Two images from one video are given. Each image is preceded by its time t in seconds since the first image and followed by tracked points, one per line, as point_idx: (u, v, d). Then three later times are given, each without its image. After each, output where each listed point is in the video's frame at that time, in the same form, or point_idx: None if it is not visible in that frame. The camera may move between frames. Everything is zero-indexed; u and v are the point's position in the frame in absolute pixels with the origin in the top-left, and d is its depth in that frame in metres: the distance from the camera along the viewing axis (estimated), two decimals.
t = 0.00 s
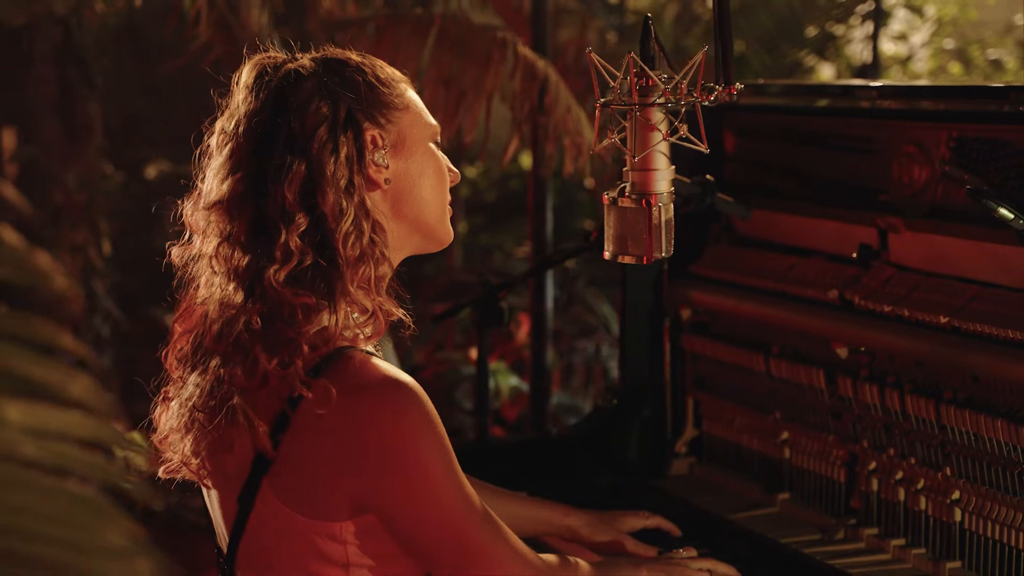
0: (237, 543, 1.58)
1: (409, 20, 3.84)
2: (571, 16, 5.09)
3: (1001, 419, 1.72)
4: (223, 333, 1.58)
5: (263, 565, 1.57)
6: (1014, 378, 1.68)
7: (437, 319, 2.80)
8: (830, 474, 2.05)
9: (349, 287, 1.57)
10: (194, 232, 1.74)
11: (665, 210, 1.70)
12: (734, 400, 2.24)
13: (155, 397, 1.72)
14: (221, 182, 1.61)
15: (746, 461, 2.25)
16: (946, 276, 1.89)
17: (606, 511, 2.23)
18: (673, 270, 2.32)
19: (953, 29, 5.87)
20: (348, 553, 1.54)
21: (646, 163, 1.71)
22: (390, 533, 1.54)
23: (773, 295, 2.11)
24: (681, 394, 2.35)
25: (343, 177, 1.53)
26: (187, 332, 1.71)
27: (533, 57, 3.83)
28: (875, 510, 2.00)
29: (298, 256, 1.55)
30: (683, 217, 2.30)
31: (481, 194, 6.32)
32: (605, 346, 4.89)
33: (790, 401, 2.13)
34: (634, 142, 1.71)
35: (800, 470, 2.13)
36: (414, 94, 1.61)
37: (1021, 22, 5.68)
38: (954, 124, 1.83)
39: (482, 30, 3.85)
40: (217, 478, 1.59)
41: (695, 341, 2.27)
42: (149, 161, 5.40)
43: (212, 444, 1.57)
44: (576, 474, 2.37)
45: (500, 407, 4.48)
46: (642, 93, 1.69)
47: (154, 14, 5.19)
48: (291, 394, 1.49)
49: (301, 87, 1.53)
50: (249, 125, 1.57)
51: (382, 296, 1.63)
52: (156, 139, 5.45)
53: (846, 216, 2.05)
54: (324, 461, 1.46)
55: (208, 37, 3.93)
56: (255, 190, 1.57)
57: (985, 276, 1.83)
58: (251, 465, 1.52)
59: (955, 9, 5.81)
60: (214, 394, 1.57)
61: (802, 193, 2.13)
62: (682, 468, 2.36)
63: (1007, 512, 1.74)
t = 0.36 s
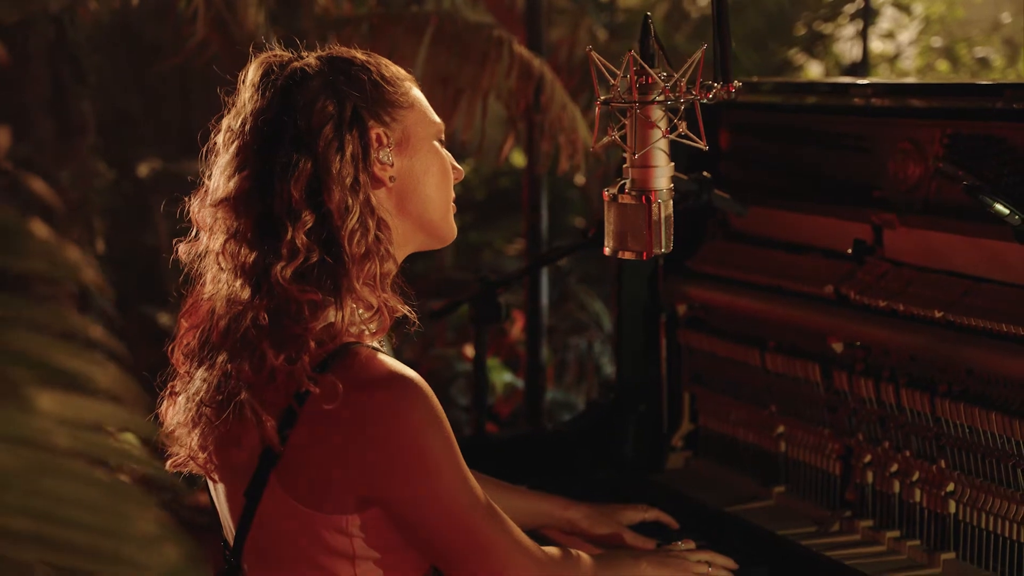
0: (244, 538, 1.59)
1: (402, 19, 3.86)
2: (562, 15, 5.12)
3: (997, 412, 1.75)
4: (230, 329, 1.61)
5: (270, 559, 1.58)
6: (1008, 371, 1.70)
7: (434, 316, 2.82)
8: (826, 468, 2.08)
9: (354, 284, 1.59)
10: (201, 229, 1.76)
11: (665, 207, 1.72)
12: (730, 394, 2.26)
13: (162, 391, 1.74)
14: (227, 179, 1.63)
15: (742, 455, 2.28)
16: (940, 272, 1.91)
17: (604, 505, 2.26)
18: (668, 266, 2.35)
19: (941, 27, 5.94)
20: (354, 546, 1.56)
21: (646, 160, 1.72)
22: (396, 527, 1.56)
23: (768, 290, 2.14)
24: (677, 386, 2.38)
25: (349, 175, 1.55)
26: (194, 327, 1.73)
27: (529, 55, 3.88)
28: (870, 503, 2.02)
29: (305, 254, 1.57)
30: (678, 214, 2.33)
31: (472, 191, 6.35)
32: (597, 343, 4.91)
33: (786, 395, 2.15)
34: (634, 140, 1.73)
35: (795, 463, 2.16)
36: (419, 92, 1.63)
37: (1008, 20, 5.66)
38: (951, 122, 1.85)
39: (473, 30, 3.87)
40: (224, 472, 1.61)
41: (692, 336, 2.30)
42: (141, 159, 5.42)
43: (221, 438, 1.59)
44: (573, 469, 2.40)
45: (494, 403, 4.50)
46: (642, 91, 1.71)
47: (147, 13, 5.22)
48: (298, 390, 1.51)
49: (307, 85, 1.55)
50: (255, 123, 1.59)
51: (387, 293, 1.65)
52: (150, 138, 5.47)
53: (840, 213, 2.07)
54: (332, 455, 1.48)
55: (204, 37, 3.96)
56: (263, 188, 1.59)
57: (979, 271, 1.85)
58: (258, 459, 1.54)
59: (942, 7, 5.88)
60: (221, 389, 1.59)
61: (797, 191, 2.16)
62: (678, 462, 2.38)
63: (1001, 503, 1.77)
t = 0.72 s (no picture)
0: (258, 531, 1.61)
1: (396, 18, 3.88)
2: (555, 15, 5.14)
3: (998, 406, 1.78)
4: (245, 323, 1.64)
5: (284, 552, 1.60)
6: (1010, 365, 1.73)
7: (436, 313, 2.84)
8: (827, 461, 2.11)
9: (368, 279, 1.62)
10: (215, 223, 1.79)
11: (671, 204, 1.75)
12: (730, 389, 2.29)
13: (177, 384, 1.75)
14: (243, 174, 1.66)
15: (743, 450, 2.30)
16: (940, 267, 1.94)
17: (606, 499, 2.28)
18: (669, 262, 2.36)
19: (928, 27, 5.99)
20: (368, 538, 1.58)
21: (653, 157, 1.75)
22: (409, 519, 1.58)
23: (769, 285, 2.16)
24: (678, 381, 2.40)
25: (364, 173, 1.57)
26: (209, 320, 1.76)
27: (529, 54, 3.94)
28: (871, 496, 2.05)
29: (320, 248, 1.60)
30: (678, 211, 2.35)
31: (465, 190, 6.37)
32: (591, 341, 4.93)
33: (787, 390, 2.18)
34: (641, 139, 1.75)
35: (796, 457, 2.18)
36: (433, 92, 1.65)
37: (994, 21, 5.67)
38: (954, 119, 1.87)
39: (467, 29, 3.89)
40: (238, 465, 1.63)
41: (693, 332, 2.32)
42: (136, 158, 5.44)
43: (237, 430, 1.62)
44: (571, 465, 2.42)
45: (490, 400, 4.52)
46: (648, 90, 1.75)
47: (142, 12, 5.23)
48: (314, 383, 1.53)
49: (324, 84, 1.57)
50: (272, 119, 1.61)
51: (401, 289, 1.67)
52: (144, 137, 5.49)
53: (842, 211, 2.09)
54: (346, 446, 1.50)
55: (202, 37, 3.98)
56: (279, 185, 1.62)
57: (979, 268, 1.88)
58: (274, 451, 1.56)
59: (929, 7, 5.93)
60: (237, 381, 1.62)
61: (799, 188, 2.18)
62: (679, 457, 2.41)
63: (1001, 496, 1.80)
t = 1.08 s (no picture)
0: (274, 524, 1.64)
1: (388, 21, 3.91)
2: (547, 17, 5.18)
3: (994, 401, 1.82)
4: (261, 319, 1.68)
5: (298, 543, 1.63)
6: (1005, 362, 1.76)
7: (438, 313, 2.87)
8: (824, 457, 2.15)
9: (381, 278, 1.66)
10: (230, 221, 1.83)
11: (675, 204, 1.78)
12: (729, 387, 2.32)
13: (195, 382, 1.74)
14: (258, 175, 1.70)
15: (740, 447, 2.33)
16: (937, 267, 1.98)
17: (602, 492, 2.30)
18: (668, 262, 2.39)
19: (912, 29, 5.97)
20: (381, 530, 1.61)
21: (657, 158, 1.78)
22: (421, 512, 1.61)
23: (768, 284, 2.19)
24: (676, 380, 2.42)
25: (377, 174, 1.62)
26: (223, 318, 1.79)
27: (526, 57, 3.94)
28: (867, 491, 2.08)
29: (334, 248, 1.64)
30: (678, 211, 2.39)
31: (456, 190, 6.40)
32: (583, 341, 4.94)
33: (785, 387, 2.21)
34: (645, 139, 1.78)
35: (793, 453, 2.22)
36: (443, 95, 1.69)
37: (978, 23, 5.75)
38: (953, 121, 1.90)
39: (460, 31, 3.92)
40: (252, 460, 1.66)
41: (689, 331, 2.34)
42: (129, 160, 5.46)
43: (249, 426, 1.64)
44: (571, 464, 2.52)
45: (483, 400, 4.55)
46: (653, 93, 1.77)
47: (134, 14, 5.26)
48: (327, 378, 1.56)
49: (337, 86, 1.61)
50: (286, 120, 1.65)
51: (412, 286, 1.71)
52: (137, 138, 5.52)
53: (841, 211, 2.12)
54: (360, 439, 1.54)
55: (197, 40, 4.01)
56: (292, 186, 1.66)
57: (975, 267, 1.92)
58: (288, 446, 1.58)
59: (914, 9, 5.90)
60: (252, 376, 1.65)
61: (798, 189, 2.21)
62: (676, 454, 2.42)
63: (997, 490, 1.84)
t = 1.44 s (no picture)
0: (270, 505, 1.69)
1: (368, 16, 3.94)
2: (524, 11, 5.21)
3: (969, 387, 1.86)
4: (254, 306, 1.71)
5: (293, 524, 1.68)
6: (978, 347, 1.81)
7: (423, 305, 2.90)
8: (803, 443, 2.19)
9: (372, 266, 1.69)
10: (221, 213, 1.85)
11: (658, 194, 1.82)
12: (710, 375, 2.36)
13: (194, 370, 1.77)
14: (249, 166, 1.72)
15: (722, 434, 2.37)
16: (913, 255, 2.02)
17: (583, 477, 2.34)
18: (649, 252, 2.43)
19: (884, 25, 5.97)
20: (374, 512, 1.65)
21: (642, 149, 1.83)
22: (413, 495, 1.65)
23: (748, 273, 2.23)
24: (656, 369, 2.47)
25: (366, 164, 1.65)
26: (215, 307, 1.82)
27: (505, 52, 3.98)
28: (845, 476, 2.12)
29: (326, 237, 1.67)
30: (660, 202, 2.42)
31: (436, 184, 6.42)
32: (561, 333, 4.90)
33: (764, 374, 2.25)
34: (630, 130, 1.83)
35: (772, 440, 2.26)
36: (430, 87, 1.72)
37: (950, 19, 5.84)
38: (930, 115, 1.95)
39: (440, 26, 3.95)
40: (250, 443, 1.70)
41: (671, 321, 2.39)
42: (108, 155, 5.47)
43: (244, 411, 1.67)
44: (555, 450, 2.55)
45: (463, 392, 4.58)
46: (637, 85, 1.81)
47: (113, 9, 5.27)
48: (321, 364, 1.61)
49: (327, 78, 1.64)
50: (276, 112, 1.68)
51: (402, 275, 1.74)
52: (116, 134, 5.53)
53: (819, 200, 2.17)
54: (352, 424, 1.58)
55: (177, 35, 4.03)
56: (283, 177, 1.68)
57: (949, 255, 1.96)
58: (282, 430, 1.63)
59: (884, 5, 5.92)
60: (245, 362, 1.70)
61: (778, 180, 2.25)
62: (658, 442, 2.47)
63: (971, 473, 1.89)
